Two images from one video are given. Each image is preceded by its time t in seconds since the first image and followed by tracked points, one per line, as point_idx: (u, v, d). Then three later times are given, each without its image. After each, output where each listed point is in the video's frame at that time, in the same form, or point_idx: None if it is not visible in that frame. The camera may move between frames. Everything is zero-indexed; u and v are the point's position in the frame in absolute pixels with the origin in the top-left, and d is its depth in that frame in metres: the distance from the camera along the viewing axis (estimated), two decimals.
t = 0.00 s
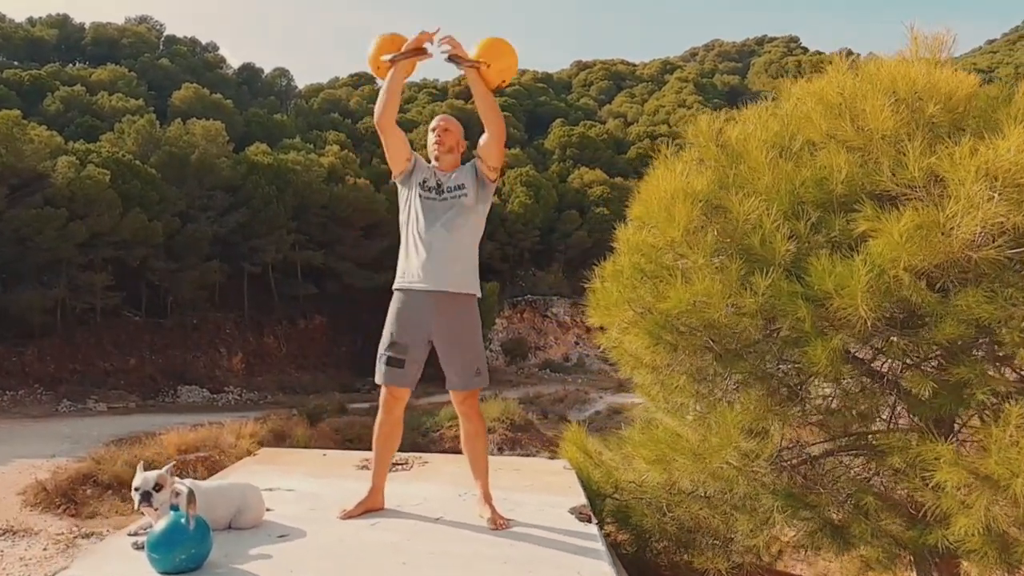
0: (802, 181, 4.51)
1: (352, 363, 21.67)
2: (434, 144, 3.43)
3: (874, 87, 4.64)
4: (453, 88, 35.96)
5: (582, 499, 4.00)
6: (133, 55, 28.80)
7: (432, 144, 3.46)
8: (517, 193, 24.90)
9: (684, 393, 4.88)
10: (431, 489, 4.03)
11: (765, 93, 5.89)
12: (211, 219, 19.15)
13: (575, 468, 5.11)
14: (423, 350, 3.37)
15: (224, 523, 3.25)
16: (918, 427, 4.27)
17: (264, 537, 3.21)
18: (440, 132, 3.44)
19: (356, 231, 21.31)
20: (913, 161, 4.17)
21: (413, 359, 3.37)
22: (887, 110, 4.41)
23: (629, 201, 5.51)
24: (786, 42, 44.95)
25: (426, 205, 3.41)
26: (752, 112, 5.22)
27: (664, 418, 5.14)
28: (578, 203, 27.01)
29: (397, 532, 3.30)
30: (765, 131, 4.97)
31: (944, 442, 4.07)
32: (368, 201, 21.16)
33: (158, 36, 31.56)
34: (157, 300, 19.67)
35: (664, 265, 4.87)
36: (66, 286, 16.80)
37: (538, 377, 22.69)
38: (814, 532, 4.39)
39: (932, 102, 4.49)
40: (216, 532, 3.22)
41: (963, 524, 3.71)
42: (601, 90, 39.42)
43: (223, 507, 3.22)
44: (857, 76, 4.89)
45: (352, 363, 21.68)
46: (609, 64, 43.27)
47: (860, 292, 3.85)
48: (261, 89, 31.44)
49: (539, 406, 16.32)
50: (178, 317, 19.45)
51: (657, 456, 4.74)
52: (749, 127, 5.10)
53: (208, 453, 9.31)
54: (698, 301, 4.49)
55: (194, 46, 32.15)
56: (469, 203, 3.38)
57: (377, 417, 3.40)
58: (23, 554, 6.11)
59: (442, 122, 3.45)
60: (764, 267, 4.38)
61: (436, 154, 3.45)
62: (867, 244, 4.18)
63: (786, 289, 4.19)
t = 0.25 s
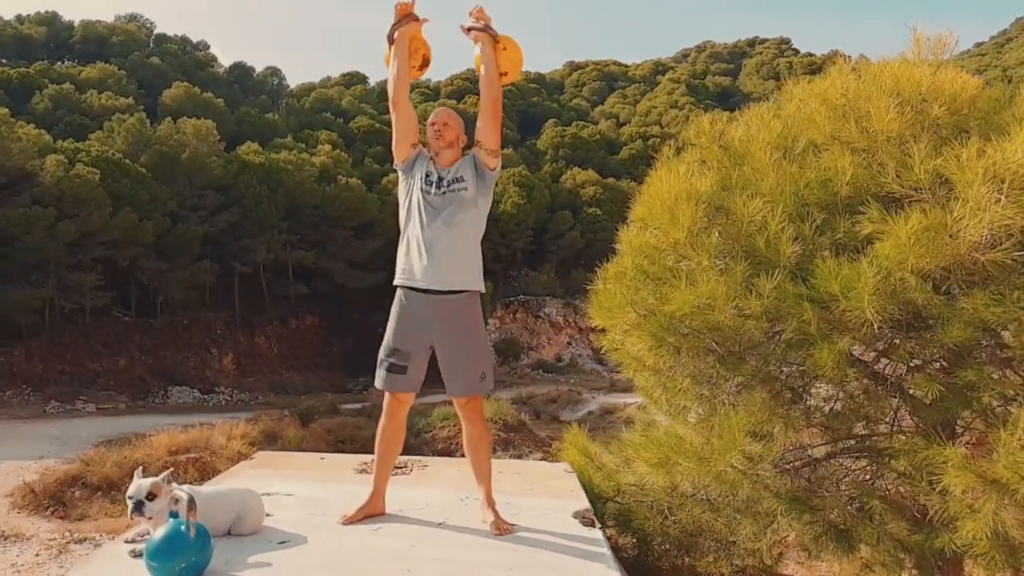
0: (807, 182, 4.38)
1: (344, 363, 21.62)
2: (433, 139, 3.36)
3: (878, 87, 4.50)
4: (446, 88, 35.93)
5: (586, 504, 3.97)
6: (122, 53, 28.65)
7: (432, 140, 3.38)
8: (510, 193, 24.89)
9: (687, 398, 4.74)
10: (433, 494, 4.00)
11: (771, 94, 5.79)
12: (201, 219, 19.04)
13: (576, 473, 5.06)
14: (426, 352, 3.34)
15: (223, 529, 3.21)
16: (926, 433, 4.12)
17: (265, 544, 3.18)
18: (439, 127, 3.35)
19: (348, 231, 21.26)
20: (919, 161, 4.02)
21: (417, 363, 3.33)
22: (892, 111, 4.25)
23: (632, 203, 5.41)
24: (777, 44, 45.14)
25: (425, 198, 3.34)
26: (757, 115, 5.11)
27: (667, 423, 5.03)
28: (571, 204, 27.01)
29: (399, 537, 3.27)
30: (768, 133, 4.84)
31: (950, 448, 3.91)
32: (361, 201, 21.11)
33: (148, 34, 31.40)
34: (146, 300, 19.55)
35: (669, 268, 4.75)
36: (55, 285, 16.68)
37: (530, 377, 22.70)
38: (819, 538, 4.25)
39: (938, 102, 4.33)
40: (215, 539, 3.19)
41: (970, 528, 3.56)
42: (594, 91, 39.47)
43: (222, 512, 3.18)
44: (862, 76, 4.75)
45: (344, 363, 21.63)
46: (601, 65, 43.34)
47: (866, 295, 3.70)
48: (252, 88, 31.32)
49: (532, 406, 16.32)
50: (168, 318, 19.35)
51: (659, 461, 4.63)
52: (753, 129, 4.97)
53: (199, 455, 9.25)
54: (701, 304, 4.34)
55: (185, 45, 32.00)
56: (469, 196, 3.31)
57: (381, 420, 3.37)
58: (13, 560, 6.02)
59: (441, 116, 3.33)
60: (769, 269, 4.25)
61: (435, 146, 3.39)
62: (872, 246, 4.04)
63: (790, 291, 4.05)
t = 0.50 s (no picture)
0: (809, 183, 4.38)
1: (335, 364, 21.56)
2: (434, 140, 3.30)
3: (880, 89, 4.51)
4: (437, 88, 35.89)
5: (586, 507, 3.96)
6: (112, 52, 28.49)
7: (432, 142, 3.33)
8: (502, 193, 24.87)
9: (688, 400, 4.73)
10: (432, 498, 3.98)
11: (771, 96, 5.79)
12: (192, 219, 18.94)
13: (575, 475, 5.03)
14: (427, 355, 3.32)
15: (221, 535, 3.18)
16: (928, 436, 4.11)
17: (264, 549, 3.15)
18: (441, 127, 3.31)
19: (340, 230, 21.21)
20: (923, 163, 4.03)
21: (418, 366, 3.31)
22: (895, 112, 4.26)
23: (631, 204, 5.40)
24: (769, 45, 45.26)
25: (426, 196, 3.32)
26: (756, 115, 5.11)
27: (667, 426, 5.01)
28: (563, 204, 27.00)
29: (400, 542, 3.25)
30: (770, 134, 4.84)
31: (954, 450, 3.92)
32: (352, 201, 21.05)
33: (138, 33, 31.22)
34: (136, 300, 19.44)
35: (669, 269, 4.73)
36: (43, 286, 16.56)
37: (522, 377, 22.70)
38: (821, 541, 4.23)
39: (940, 104, 4.34)
40: (214, 545, 3.16)
41: (974, 531, 3.54)
42: (586, 91, 39.50)
43: (219, 518, 3.16)
44: (863, 78, 4.76)
45: (335, 364, 21.57)
46: (593, 65, 43.38)
47: (872, 298, 3.70)
48: (243, 87, 31.20)
49: (524, 406, 16.32)
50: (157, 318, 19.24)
51: (660, 464, 4.61)
52: (754, 129, 4.97)
53: (189, 456, 9.20)
54: (703, 306, 4.34)
55: (175, 43, 31.84)
56: (471, 194, 3.28)
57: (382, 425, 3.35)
58: (4, 565, 5.94)
59: (443, 116, 3.29)
60: (772, 271, 4.24)
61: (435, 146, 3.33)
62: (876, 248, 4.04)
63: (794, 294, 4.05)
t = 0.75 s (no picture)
0: (810, 183, 4.38)
1: (324, 364, 21.48)
2: (433, 139, 3.29)
3: (881, 88, 4.52)
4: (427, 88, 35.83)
5: (584, 510, 3.94)
6: (98, 50, 28.27)
7: (431, 139, 3.31)
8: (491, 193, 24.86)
9: (688, 401, 4.72)
10: (429, 501, 3.96)
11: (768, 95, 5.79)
12: (179, 218, 18.81)
13: (573, 476, 4.99)
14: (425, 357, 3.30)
15: (216, 541, 3.15)
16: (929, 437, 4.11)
17: (260, 555, 3.12)
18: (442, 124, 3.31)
19: (329, 230, 21.14)
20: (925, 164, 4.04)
21: (416, 369, 3.29)
22: (896, 112, 4.27)
23: (630, 203, 5.39)
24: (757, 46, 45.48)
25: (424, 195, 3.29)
26: (755, 114, 5.10)
27: (666, 427, 4.99)
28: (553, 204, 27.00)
29: (398, 547, 3.23)
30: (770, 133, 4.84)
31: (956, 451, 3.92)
32: (341, 200, 20.98)
33: (125, 31, 31.00)
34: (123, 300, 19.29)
35: (668, 270, 4.72)
36: (28, 286, 16.40)
37: (511, 378, 22.70)
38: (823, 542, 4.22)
39: (942, 104, 4.35)
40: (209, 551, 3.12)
41: (979, 534, 3.54)
42: (576, 91, 39.54)
43: (214, 523, 3.12)
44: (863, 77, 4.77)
45: (324, 364, 21.48)
46: (583, 65, 43.43)
47: (875, 299, 3.72)
48: (231, 85, 31.05)
49: (514, 407, 16.31)
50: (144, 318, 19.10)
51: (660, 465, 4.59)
52: (753, 128, 4.97)
53: (177, 457, 9.13)
54: (705, 306, 4.34)
55: (162, 41, 31.64)
56: (470, 193, 3.25)
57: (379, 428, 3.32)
58: None
59: (442, 115, 3.30)
60: (774, 272, 4.24)
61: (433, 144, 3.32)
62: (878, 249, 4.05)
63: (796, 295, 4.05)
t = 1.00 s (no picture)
0: (811, 182, 4.37)
1: (315, 364, 21.43)
2: (432, 136, 3.27)
3: (882, 87, 4.52)
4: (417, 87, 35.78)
5: (583, 512, 3.93)
6: (86, 48, 28.07)
7: (430, 135, 3.30)
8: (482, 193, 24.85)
9: (688, 402, 4.71)
10: (427, 504, 3.93)
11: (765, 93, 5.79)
12: (169, 218, 18.70)
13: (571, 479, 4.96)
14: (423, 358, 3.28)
15: (211, 545, 3.12)
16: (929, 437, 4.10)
17: (256, 560, 3.09)
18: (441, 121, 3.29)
19: (319, 230, 21.10)
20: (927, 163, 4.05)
21: (413, 370, 3.26)
22: (897, 111, 4.28)
23: (628, 202, 5.37)
24: (747, 46, 45.65)
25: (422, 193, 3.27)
26: (754, 113, 5.09)
27: (664, 428, 4.97)
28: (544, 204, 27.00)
29: (397, 550, 3.21)
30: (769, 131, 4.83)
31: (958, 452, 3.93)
32: (332, 200, 20.93)
33: (113, 29, 30.79)
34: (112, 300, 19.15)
35: (668, 269, 4.71)
36: (15, 286, 16.27)
37: (502, 378, 22.72)
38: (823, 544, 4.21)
39: (943, 102, 4.36)
40: (204, 555, 3.09)
41: (984, 536, 3.54)
42: (566, 91, 39.59)
43: (209, 527, 3.09)
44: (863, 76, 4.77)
45: (314, 364, 21.43)
46: (574, 65, 43.50)
47: (878, 300, 3.73)
48: (220, 84, 30.90)
49: (505, 407, 16.32)
50: (133, 318, 18.98)
51: (660, 467, 4.57)
52: (752, 126, 4.96)
53: (166, 459, 9.07)
54: (705, 306, 4.33)
55: (151, 40, 31.45)
56: (470, 191, 3.22)
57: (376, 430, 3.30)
58: None
59: (441, 112, 3.29)
60: (775, 271, 4.24)
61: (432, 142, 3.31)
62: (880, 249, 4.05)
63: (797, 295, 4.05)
